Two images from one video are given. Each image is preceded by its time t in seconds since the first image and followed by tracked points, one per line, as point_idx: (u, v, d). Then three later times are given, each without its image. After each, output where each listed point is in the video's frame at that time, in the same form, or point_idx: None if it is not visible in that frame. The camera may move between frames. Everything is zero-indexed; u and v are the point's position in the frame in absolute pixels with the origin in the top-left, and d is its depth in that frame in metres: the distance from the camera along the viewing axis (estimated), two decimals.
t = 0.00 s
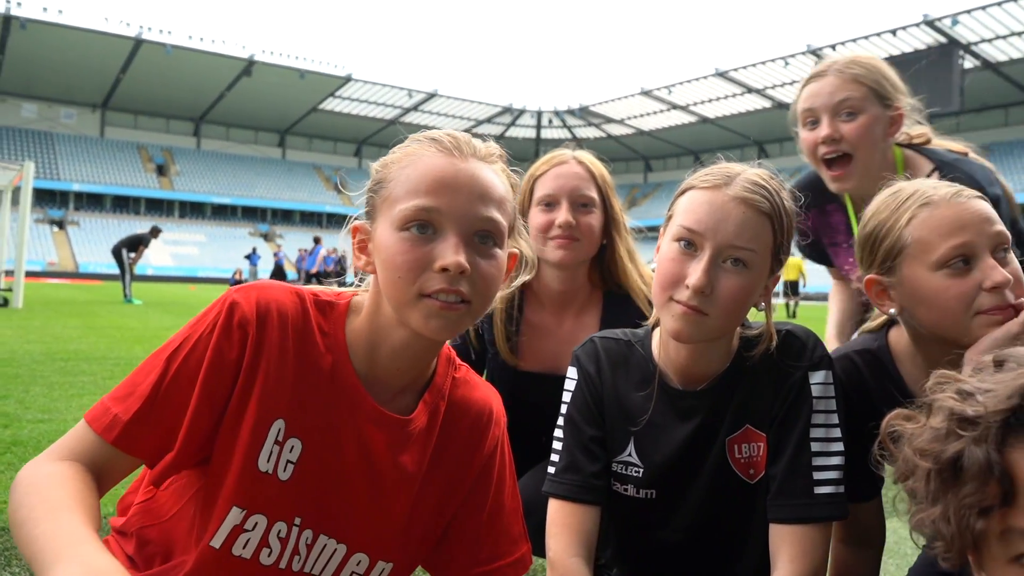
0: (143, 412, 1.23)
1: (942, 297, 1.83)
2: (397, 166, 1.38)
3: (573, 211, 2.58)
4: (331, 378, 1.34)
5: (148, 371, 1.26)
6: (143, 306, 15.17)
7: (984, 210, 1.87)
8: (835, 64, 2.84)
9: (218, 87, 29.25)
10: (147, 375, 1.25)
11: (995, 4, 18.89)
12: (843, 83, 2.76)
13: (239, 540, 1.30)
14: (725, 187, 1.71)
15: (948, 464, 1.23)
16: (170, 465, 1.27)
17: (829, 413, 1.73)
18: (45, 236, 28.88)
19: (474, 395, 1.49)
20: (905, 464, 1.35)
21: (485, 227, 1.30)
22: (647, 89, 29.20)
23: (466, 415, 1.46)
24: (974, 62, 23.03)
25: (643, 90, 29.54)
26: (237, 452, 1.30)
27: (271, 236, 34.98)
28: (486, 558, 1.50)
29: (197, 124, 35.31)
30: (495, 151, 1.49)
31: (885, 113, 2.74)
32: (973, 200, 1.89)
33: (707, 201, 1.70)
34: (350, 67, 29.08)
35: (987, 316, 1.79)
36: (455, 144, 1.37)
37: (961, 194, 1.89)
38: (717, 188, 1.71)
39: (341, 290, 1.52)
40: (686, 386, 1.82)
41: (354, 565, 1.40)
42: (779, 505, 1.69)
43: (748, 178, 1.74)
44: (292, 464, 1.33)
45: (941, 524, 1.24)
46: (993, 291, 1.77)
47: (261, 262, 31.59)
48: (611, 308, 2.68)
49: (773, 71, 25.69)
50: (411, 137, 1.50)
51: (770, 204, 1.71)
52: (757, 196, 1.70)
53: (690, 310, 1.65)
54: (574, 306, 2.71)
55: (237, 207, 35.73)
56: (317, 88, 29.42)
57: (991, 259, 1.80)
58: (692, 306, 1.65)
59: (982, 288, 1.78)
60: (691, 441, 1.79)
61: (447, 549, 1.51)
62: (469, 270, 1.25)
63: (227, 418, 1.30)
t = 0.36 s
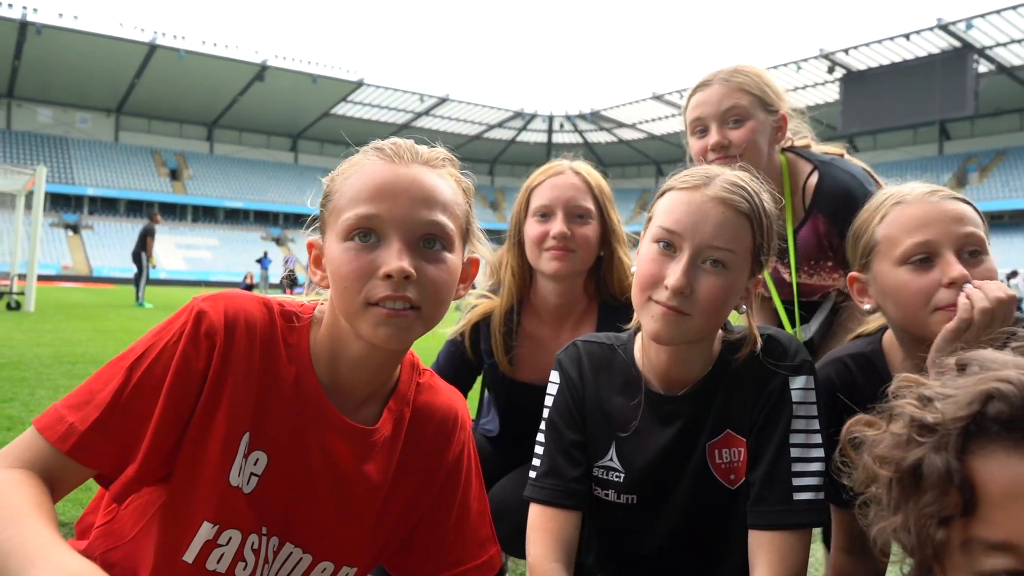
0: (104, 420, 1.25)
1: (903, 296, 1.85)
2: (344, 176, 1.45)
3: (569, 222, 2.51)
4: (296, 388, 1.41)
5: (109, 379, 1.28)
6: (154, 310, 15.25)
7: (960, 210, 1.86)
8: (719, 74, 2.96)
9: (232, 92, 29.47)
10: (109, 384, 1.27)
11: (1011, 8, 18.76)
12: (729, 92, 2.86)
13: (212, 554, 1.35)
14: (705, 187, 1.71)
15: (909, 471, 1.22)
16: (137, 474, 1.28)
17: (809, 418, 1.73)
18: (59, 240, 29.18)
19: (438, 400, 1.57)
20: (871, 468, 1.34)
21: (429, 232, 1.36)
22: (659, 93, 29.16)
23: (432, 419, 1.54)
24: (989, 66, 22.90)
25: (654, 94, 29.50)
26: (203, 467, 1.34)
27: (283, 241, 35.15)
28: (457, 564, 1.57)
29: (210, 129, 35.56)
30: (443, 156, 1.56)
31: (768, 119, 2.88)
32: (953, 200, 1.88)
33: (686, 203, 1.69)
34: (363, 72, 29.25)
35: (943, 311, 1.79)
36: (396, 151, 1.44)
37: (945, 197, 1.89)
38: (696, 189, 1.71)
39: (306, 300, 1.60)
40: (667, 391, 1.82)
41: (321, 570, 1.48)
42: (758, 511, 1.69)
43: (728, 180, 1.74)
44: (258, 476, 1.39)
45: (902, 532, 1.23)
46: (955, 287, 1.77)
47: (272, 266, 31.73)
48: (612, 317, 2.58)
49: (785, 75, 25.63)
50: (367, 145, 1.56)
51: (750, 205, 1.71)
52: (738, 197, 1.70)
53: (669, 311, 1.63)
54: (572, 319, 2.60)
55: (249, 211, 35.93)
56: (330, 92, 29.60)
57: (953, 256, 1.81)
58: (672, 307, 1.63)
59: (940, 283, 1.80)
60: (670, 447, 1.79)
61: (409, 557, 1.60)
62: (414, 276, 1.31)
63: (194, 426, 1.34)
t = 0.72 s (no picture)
0: (54, 395, 1.34)
1: (839, 298, 1.95)
2: (312, 156, 1.45)
3: (543, 215, 2.52)
4: (248, 373, 1.50)
5: (57, 357, 1.37)
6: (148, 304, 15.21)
7: (901, 214, 1.88)
8: (692, 84, 2.98)
9: (227, 86, 29.34)
10: (59, 361, 1.36)
11: (1010, 7, 18.72)
12: (704, 105, 2.88)
13: (165, 532, 1.45)
14: (662, 174, 1.72)
15: (851, 459, 1.28)
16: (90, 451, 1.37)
17: (772, 409, 1.73)
18: (54, 233, 29.09)
19: (398, 386, 1.67)
20: (815, 461, 1.40)
21: (392, 221, 1.37)
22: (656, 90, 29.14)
23: (392, 401, 1.64)
24: (986, 66, 22.91)
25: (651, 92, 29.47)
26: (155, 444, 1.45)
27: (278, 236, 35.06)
28: (411, 550, 1.66)
29: (206, 123, 35.43)
30: (413, 139, 1.56)
31: (743, 132, 2.91)
32: (897, 205, 1.90)
33: (646, 189, 1.70)
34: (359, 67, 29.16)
35: (869, 317, 1.87)
36: (367, 136, 1.44)
37: (887, 199, 1.92)
38: (655, 175, 1.72)
39: (266, 283, 1.69)
40: (632, 381, 1.84)
41: (271, 551, 1.58)
42: (718, 500, 1.70)
43: (686, 166, 1.75)
44: (209, 454, 1.49)
45: (843, 522, 1.30)
46: (878, 295, 1.84)
47: (267, 261, 31.63)
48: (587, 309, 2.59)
49: (782, 73, 25.63)
50: (341, 125, 1.56)
51: (707, 190, 1.73)
52: (695, 180, 1.71)
53: (633, 295, 1.65)
54: (546, 313, 2.62)
55: (244, 206, 35.82)
56: (325, 87, 29.48)
57: (879, 263, 1.86)
58: (636, 292, 1.64)
59: (865, 290, 1.87)
60: (634, 438, 1.81)
61: (370, 542, 1.68)
62: (371, 265, 1.33)
63: (147, 405, 1.44)
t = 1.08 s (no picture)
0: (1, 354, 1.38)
1: (796, 295, 1.98)
2: (237, 148, 1.59)
3: (492, 205, 2.54)
4: (191, 354, 1.52)
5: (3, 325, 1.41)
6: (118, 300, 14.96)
7: (872, 215, 1.91)
8: (683, 82, 2.88)
9: (201, 78, 28.90)
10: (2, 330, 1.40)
11: (979, 6, 19.03)
12: (697, 112, 2.80)
13: (99, 504, 1.48)
14: (595, 163, 1.77)
15: (766, 428, 1.27)
16: (28, 423, 1.40)
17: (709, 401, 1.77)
18: (24, 227, 28.51)
19: (344, 374, 1.67)
20: (736, 429, 1.39)
21: (316, 207, 1.52)
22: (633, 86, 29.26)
23: (337, 387, 1.64)
24: (956, 64, 23.32)
25: (629, 87, 29.59)
26: (97, 418, 1.49)
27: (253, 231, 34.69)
28: (350, 541, 1.63)
29: (180, 116, 34.87)
30: (336, 125, 1.69)
31: (730, 134, 2.89)
32: (869, 205, 1.93)
33: (579, 179, 1.76)
34: (336, 60, 28.91)
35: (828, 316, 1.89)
36: (289, 124, 1.59)
37: (857, 197, 1.95)
38: (587, 165, 1.78)
39: (215, 268, 1.71)
40: (576, 370, 1.86)
41: (213, 536, 1.59)
42: (660, 487, 1.73)
43: (618, 156, 1.80)
44: (150, 434, 1.52)
45: (759, 485, 1.30)
46: (840, 297, 1.87)
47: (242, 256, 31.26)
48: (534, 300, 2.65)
49: (756, 69, 25.86)
50: (268, 116, 1.69)
51: (640, 177, 1.77)
52: (627, 170, 1.76)
53: (569, 283, 1.69)
54: (499, 303, 2.65)
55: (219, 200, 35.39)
56: (301, 82, 29.20)
57: (844, 266, 1.89)
58: (571, 279, 1.69)
59: (828, 291, 1.89)
60: (580, 424, 1.83)
61: (313, 530, 1.68)
62: (295, 249, 1.47)
63: (90, 377, 1.48)
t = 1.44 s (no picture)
0: None
1: (735, 274, 2.05)
2: (204, 149, 1.62)
3: (460, 196, 2.57)
4: (157, 345, 1.54)
5: None
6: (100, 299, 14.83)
7: (801, 193, 1.96)
8: (674, 72, 2.98)
9: (186, 72, 28.57)
10: None
11: (963, 3, 19.21)
12: (692, 101, 2.91)
13: (70, 490, 1.50)
14: (543, 158, 1.86)
15: (692, 419, 1.30)
16: None
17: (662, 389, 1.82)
18: (6, 221, 28.08)
19: (299, 365, 1.70)
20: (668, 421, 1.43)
21: (273, 211, 1.56)
22: (620, 81, 29.30)
23: (293, 379, 1.67)
24: (940, 61, 23.56)
25: (616, 83, 29.63)
26: (70, 403, 1.51)
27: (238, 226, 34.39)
28: (306, 525, 1.67)
29: (164, 111, 34.47)
30: (303, 128, 1.72)
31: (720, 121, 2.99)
32: (798, 182, 1.98)
33: (529, 173, 1.85)
34: (322, 54, 28.74)
35: (763, 295, 1.97)
36: (254, 129, 1.62)
37: (787, 176, 2.00)
38: (536, 159, 1.86)
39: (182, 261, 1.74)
40: (538, 360, 1.90)
41: (177, 520, 1.62)
42: (618, 474, 1.78)
43: (567, 150, 1.88)
44: (118, 423, 1.54)
45: (687, 475, 1.34)
46: (774, 276, 1.94)
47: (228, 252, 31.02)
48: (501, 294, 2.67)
49: (742, 65, 25.96)
50: (240, 117, 1.72)
51: (588, 169, 1.86)
52: (575, 162, 1.85)
53: (522, 274, 1.78)
54: (467, 294, 2.68)
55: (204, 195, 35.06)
56: (287, 76, 28.97)
57: (777, 245, 1.96)
58: (524, 270, 1.78)
59: (761, 270, 1.97)
60: (538, 416, 1.87)
61: (271, 519, 1.70)
62: (249, 253, 1.52)
63: (62, 367, 1.51)
